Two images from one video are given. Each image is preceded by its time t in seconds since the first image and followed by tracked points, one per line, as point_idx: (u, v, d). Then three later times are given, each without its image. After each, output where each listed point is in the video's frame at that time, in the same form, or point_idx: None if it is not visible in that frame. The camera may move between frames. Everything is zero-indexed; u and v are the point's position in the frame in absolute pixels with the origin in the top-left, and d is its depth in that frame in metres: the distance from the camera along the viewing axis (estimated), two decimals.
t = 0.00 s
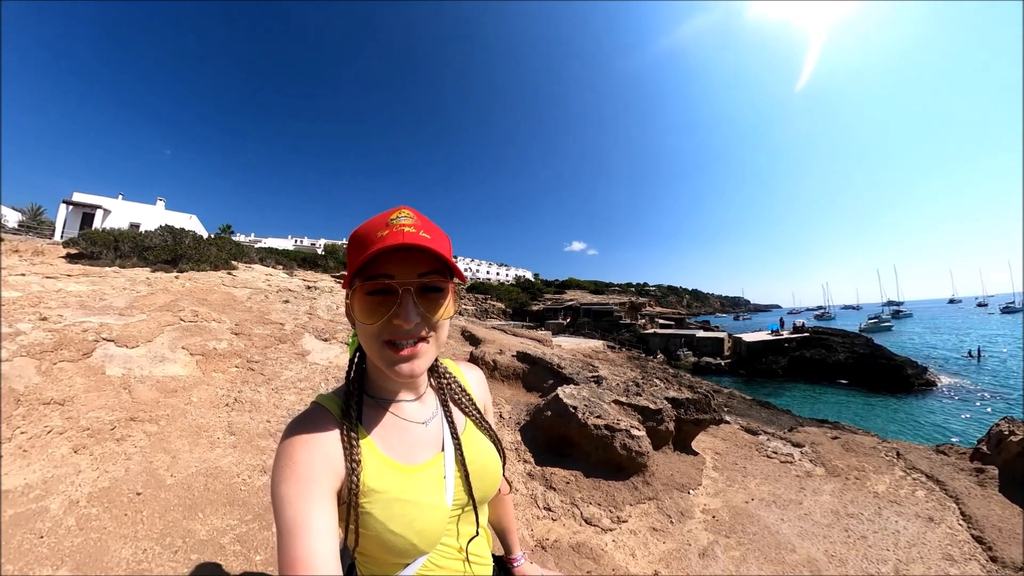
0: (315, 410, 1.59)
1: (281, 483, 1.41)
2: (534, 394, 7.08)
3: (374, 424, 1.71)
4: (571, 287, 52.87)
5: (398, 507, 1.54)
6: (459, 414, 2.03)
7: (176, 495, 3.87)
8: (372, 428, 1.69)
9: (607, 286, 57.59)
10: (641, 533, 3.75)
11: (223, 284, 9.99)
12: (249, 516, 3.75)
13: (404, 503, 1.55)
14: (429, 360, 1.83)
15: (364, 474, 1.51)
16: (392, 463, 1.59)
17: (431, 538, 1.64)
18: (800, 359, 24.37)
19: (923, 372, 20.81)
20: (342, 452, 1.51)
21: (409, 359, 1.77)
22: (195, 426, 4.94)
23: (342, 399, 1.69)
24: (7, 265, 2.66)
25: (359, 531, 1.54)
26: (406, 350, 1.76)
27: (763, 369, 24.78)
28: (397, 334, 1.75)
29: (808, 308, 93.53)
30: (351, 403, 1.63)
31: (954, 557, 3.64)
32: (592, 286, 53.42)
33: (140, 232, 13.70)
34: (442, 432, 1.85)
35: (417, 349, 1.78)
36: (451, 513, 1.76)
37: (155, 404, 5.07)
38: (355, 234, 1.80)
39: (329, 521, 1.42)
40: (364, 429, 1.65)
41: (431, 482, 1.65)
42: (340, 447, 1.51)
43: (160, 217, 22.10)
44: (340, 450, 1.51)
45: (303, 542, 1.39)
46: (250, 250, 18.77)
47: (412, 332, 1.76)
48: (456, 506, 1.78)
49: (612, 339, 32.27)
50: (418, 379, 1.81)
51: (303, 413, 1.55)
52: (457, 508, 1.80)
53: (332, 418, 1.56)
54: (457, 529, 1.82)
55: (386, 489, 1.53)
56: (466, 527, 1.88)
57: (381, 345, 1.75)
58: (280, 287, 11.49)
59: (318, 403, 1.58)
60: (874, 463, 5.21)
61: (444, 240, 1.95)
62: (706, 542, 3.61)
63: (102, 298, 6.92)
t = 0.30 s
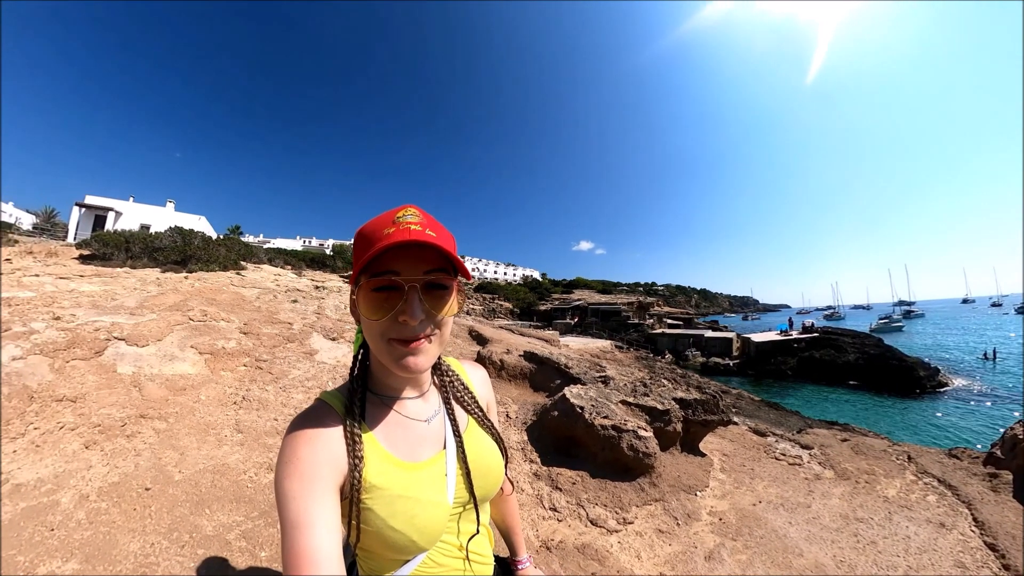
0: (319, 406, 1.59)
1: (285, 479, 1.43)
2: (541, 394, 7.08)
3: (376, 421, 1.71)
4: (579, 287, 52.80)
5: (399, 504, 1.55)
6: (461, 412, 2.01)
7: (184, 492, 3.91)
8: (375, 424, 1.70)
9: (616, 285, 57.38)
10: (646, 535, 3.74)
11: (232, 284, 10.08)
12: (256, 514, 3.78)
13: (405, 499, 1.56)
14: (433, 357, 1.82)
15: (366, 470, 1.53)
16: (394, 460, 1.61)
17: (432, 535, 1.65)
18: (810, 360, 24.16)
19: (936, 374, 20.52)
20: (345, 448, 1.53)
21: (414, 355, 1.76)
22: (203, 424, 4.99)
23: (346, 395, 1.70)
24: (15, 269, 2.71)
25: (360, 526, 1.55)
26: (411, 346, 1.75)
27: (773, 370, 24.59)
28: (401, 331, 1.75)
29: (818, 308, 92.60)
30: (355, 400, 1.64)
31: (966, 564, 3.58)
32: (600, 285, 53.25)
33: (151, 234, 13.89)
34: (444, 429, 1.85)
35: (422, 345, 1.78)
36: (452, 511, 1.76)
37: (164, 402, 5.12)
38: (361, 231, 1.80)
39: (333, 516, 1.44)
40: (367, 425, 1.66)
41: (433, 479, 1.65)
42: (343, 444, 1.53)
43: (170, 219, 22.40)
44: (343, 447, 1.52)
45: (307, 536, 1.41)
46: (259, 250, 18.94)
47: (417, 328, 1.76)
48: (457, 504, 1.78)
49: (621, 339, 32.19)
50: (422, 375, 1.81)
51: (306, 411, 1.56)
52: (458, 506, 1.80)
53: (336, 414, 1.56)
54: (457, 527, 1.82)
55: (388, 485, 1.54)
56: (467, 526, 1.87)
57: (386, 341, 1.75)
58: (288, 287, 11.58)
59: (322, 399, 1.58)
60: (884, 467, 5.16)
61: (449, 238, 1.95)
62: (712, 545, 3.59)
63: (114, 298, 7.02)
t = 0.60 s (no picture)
0: (348, 404, 1.63)
1: (312, 473, 1.43)
2: (552, 394, 7.07)
3: (402, 416, 1.72)
4: (590, 286, 52.61)
5: (424, 502, 1.54)
6: (490, 418, 2.01)
7: (198, 488, 3.97)
8: (401, 422, 1.70)
9: (628, 284, 57.09)
10: (658, 537, 3.72)
11: (246, 283, 10.20)
12: (268, 511, 3.82)
13: (430, 498, 1.56)
14: (441, 354, 1.78)
15: (393, 467, 1.53)
16: (420, 459, 1.60)
17: (454, 534, 1.65)
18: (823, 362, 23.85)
19: (954, 377, 20.10)
20: (373, 444, 1.53)
21: (417, 350, 1.74)
22: (216, 421, 5.06)
23: (372, 391, 1.74)
24: (33, 272, 2.78)
25: (385, 521, 1.56)
26: (413, 340, 1.74)
27: (785, 371, 24.32)
28: (402, 322, 1.76)
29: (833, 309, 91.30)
30: (383, 398, 1.65)
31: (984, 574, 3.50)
32: (611, 284, 53.01)
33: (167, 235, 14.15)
34: (472, 431, 1.85)
35: (426, 340, 1.75)
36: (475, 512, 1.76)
37: (178, 399, 5.20)
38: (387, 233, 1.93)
39: (356, 514, 1.43)
40: (395, 422, 1.67)
41: (458, 480, 1.65)
42: (370, 441, 1.53)
43: (184, 220, 22.75)
44: (371, 443, 1.52)
45: (331, 531, 1.41)
46: (272, 250, 19.18)
47: (417, 321, 1.75)
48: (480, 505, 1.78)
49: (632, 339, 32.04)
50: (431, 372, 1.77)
51: (337, 408, 1.58)
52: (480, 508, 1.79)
53: (363, 412, 1.57)
54: (478, 528, 1.81)
55: (413, 483, 1.54)
56: (488, 528, 1.86)
57: (392, 334, 1.77)
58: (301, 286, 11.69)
59: (352, 397, 1.61)
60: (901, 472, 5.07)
61: (467, 237, 1.95)
62: (724, 548, 3.56)
63: (130, 297, 7.16)
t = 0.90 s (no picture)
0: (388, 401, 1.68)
1: (348, 465, 1.44)
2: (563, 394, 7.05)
3: (437, 416, 1.74)
4: (599, 286, 52.45)
5: (452, 503, 1.54)
6: (525, 425, 2.00)
7: (210, 485, 4.01)
8: (438, 423, 1.73)
9: (637, 284, 56.81)
10: (669, 538, 3.70)
11: (256, 283, 10.29)
12: (278, 510, 3.85)
13: (458, 500, 1.56)
14: (457, 348, 1.72)
15: (423, 464, 1.53)
16: (452, 460, 1.61)
17: (479, 537, 1.64)
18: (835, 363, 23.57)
19: (970, 379, 19.76)
20: (407, 440, 1.54)
21: (432, 342, 1.69)
22: (228, 420, 5.11)
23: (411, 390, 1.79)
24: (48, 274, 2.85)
25: (412, 518, 1.56)
26: (429, 331, 1.71)
27: (796, 373, 24.11)
28: (420, 314, 1.75)
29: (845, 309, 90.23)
30: (421, 396, 1.68)
31: None
32: (620, 284, 52.82)
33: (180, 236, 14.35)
34: (507, 436, 1.86)
35: (443, 333, 1.71)
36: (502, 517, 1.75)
37: (190, 398, 5.26)
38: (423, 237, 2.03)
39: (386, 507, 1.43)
40: (431, 421, 1.70)
41: (488, 483, 1.65)
42: (404, 437, 1.54)
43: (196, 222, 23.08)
44: (405, 439, 1.54)
45: (360, 523, 1.40)
46: (282, 250, 19.35)
47: (431, 311, 1.73)
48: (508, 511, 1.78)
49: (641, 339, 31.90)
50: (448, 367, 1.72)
51: (375, 404, 1.63)
52: (507, 514, 1.79)
53: (401, 410, 1.61)
54: (501, 533, 1.81)
55: (443, 483, 1.54)
56: (513, 534, 1.86)
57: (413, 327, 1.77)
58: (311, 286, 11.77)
59: (390, 395, 1.67)
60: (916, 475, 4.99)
61: (495, 236, 1.94)
62: (735, 551, 3.53)
63: (143, 297, 7.28)
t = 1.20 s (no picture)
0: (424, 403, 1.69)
1: (383, 463, 1.45)
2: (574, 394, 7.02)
3: (473, 421, 1.74)
4: (609, 285, 52.30)
5: (483, 505, 1.54)
6: (557, 429, 2.00)
7: (222, 484, 4.06)
8: (473, 425, 1.73)
9: (646, 283, 56.50)
10: (680, 540, 3.69)
11: (268, 284, 10.38)
12: (289, 509, 3.87)
13: (490, 502, 1.55)
14: (497, 362, 1.73)
15: (457, 465, 1.54)
16: (485, 461, 1.61)
17: (507, 539, 1.64)
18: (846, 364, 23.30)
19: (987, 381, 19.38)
20: (442, 441, 1.55)
21: (473, 357, 1.70)
22: (240, 419, 5.16)
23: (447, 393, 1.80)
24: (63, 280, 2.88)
25: (443, 517, 1.56)
26: (469, 347, 1.71)
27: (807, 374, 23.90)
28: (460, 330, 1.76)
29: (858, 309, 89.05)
30: (456, 398, 1.69)
31: None
32: (630, 283, 52.61)
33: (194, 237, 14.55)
34: (539, 440, 1.86)
35: (483, 347, 1.72)
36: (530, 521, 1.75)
37: (202, 397, 5.32)
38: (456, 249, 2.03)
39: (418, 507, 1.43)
40: (466, 423, 1.70)
41: (520, 486, 1.64)
42: (439, 439, 1.55)
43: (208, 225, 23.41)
44: (441, 441, 1.55)
45: (391, 521, 1.40)
46: (294, 252, 19.53)
47: (471, 327, 1.72)
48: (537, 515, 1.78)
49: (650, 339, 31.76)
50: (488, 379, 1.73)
51: (413, 404, 1.65)
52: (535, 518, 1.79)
53: (437, 413, 1.62)
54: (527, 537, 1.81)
55: (476, 484, 1.54)
56: (539, 538, 1.86)
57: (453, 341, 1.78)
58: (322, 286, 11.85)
59: (424, 398, 1.67)
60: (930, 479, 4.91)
61: (532, 246, 1.93)
62: (746, 554, 3.51)
63: (157, 298, 7.40)
